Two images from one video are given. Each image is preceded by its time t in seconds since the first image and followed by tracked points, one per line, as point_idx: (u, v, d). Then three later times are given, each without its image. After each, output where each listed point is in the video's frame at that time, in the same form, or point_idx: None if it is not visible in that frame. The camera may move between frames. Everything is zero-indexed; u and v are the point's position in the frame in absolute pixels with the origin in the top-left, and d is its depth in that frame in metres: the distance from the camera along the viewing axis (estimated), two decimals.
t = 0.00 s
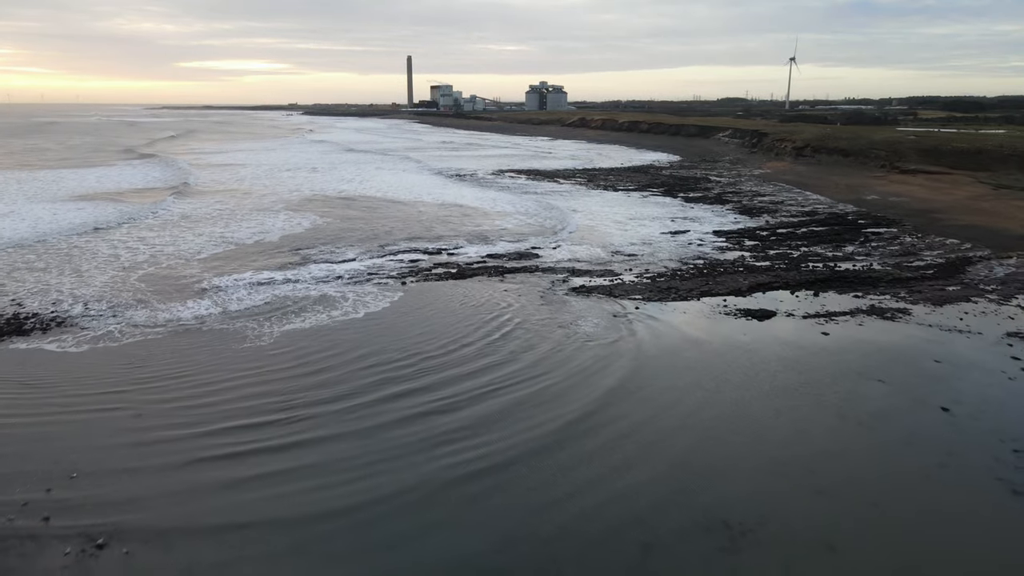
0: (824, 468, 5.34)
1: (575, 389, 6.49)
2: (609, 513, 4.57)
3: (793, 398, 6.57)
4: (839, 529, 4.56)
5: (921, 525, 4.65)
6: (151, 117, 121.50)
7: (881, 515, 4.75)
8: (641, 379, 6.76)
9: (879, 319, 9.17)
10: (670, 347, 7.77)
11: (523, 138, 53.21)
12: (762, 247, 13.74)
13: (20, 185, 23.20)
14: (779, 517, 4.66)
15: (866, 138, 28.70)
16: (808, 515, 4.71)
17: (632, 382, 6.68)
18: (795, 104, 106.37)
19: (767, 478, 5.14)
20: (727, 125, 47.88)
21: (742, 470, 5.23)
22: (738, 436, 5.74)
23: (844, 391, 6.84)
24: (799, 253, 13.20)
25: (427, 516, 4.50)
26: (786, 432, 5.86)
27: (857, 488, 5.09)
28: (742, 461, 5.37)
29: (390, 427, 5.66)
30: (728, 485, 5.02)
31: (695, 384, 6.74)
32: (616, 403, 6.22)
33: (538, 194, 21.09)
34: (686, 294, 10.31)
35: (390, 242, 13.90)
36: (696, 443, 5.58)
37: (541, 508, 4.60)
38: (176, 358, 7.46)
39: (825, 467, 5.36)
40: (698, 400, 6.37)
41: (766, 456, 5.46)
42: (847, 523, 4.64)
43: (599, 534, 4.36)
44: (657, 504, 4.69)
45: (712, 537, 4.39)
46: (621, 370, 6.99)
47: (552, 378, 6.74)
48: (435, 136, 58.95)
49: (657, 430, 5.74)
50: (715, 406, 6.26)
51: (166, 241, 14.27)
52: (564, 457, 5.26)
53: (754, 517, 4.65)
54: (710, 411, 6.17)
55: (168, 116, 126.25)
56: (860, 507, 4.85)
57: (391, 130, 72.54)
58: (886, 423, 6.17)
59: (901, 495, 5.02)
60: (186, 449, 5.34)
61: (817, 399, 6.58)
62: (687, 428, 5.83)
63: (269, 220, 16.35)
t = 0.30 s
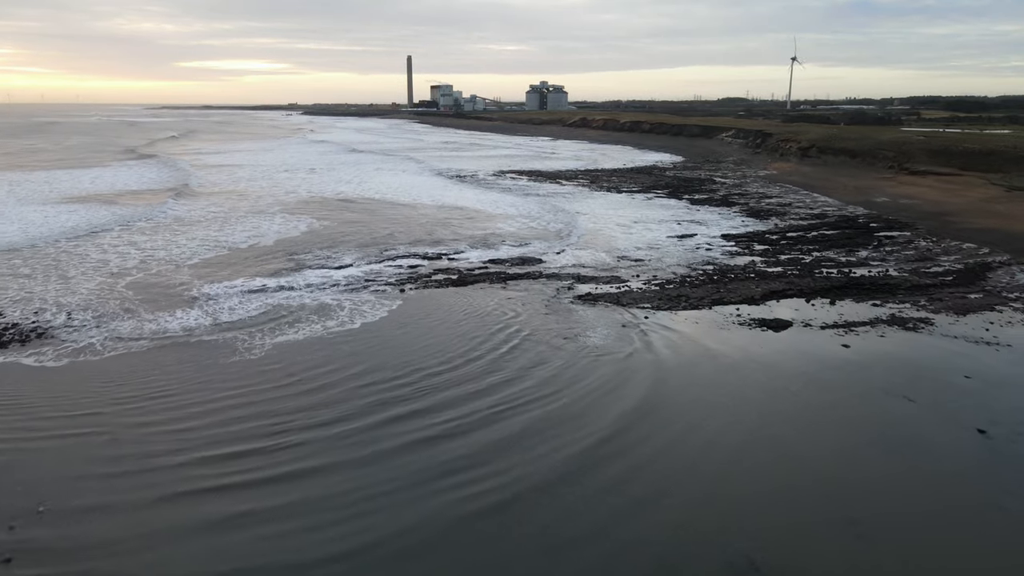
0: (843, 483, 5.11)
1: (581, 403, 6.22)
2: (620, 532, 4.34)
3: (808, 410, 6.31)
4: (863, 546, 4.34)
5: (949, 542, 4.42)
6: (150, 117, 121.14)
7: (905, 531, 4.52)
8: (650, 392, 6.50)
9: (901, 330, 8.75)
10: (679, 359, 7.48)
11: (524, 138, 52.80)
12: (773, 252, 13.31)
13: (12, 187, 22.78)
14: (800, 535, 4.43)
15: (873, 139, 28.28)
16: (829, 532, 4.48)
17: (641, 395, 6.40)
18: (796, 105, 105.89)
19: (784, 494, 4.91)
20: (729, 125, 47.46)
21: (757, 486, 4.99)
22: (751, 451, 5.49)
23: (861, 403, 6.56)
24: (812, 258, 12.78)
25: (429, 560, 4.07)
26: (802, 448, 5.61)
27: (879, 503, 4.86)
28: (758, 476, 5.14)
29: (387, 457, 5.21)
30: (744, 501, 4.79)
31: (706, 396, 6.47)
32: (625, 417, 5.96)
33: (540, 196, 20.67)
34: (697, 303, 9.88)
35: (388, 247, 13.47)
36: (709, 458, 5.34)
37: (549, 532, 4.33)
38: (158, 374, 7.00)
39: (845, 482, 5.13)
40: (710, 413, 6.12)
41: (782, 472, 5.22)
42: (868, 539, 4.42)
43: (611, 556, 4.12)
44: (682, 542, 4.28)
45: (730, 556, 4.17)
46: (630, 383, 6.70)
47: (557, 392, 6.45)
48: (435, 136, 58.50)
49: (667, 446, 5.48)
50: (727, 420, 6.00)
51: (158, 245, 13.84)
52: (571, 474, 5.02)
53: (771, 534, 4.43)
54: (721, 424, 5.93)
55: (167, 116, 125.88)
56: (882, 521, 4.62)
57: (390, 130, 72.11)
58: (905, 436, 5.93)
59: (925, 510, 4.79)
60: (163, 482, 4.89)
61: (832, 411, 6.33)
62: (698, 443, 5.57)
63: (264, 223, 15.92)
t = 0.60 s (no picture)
0: (856, 492, 4.93)
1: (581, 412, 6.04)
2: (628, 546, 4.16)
3: (818, 418, 6.11)
4: None
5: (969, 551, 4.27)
6: (149, 117, 120.66)
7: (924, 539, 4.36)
8: (653, 402, 6.29)
9: (926, 342, 8.31)
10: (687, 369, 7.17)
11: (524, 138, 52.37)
12: (784, 257, 12.86)
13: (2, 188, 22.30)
14: (816, 545, 4.25)
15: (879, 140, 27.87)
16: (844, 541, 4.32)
17: (646, 407, 6.16)
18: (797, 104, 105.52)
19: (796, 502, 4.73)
20: (732, 125, 47.06)
21: (781, 505, 4.70)
22: (761, 461, 5.30)
23: (890, 419, 6.21)
24: (825, 263, 12.35)
25: None
26: (832, 469, 5.27)
27: (893, 510, 4.70)
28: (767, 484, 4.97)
29: (383, 493, 4.75)
30: (755, 509, 4.61)
31: (726, 413, 6.13)
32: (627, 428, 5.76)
33: (542, 198, 20.23)
34: (709, 312, 9.42)
35: (386, 252, 13.02)
36: (717, 468, 5.15)
37: (563, 564, 4.00)
38: (138, 392, 6.54)
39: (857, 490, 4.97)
40: (716, 422, 5.94)
41: (793, 481, 5.03)
42: (887, 550, 4.25)
43: None
44: None
45: (745, 568, 3.98)
46: (636, 396, 6.41)
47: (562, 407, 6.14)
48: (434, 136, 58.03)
49: (673, 457, 5.30)
50: (733, 429, 5.81)
51: (149, 250, 13.40)
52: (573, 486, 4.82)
53: (785, 543, 4.26)
54: (727, 433, 5.73)
55: (166, 116, 125.41)
56: (897, 529, 4.48)
57: (390, 130, 71.69)
58: (918, 443, 5.76)
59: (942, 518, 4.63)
60: (135, 523, 4.43)
61: (841, 419, 6.15)
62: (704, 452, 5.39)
63: (260, 226, 15.48)
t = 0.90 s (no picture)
0: (871, 499, 4.81)
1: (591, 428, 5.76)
2: (644, 570, 3.95)
3: (829, 426, 5.95)
4: None
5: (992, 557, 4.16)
6: (148, 117, 120.28)
7: (944, 547, 4.25)
8: (667, 416, 6.02)
9: (954, 355, 7.85)
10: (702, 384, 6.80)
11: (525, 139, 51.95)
12: (796, 262, 12.41)
13: None
14: None
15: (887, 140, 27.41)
16: (863, 553, 4.19)
17: (667, 431, 5.74)
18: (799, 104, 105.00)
19: (811, 513, 4.59)
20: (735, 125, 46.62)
21: (824, 544, 4.27)
22: (772, 470, 5.15)
23: (929, 441, 5.77)
24: (839, 269, 11.88)
25: None
26: (874, 498, 4.83)
27: (909, 517, 4.59)
28: (783, 495, 4.81)
29: (377, 535, 4.28)
30: (769, 521, 4.47)
31: (754, 436, 5.71)
32: (633, 439, 5.60)
33: (544, 200, 19.78)
34: (722, 322, 8.97)
35: (384, 257, 12.58)
36: (733, 484, 4.93)
37: None
38: (116, 414, 6.08)
39: (872, 498, 4.83)
40: (729, 434, 5.72)
41: (814, 496, 4.82)
42: None
43: None
44: None
45: None
46: (656, 418, 5.99)
47: (574, 428, 5.76)
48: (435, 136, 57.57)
49: (683, 469, 5.13)
50: (747, 440, 5.62)
51: (139, 255, 12.95)
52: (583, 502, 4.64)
53: (800, 556, 4.13)
54: (742, 447, 5.49)
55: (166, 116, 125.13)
56: (916, 538, 4.35)
57: (388, 131, 70.90)
58: (930, 448, 5.64)
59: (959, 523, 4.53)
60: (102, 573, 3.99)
61: (852, 426, 5.99)
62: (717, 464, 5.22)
63: (254, 230, 15.03)
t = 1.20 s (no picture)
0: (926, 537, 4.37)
1: (596, 444, 5.52)
2: None
3: (855, 445, 5.63)
4: None
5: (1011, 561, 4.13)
6: (147, 117, 119.87)
7: (965, 555, 4.18)
8: (675, 430, 5.78)
9: (985, 370, 7.41)
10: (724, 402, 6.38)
11: (525, 139, 51.56)
12: (809, 268, 11.97)
13: None
14: None
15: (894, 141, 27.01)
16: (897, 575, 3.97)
17: (694, 458, 5.31)
18: (800, 104, 104.67)
19: (837, 534, 4.36)
20: (737, 125, 46.23)
21: None
22: (801, 497, 4.82)
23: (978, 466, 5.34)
24: (855, 276, 11.45)
25: None
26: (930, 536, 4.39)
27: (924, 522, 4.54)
28: (796, 506, 4.69)
29: None
30: (806, 555, 4.14)
31: (788, 464, 5.28)
32: (650, 462, 5.26)
33: (546, 202, 19.34)
34: (737, 334, 8.52)
35: (382, 262, 12.15)
36: (771, 521, 4.50)
37: None
38: (90, 441, 5.62)
39: (883, 503, 4.77)
40: (736, 445, 5.56)
41: (862, 534, 4.39)
42: None
43: None
44: None
45: None
46: (681, 443, 5.56)
47: (589, 453, 5.35)
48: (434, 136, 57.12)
49: (691, 480, 5.02)
50: (753, 450, 5.48)
51: (128, 260, 12.51)
52: (597, 527, 4.40)
53: (825, 572, 4.01)
54: (776, 478, 5.07)
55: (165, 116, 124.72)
56: (935, 546, 4.29)
57: (388, 131, 70.47)
58: (935, 450, 5.60)
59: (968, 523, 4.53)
60: None
61: (878, 444, 5.68)
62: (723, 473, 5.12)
63: (249, 234, 14.58)
